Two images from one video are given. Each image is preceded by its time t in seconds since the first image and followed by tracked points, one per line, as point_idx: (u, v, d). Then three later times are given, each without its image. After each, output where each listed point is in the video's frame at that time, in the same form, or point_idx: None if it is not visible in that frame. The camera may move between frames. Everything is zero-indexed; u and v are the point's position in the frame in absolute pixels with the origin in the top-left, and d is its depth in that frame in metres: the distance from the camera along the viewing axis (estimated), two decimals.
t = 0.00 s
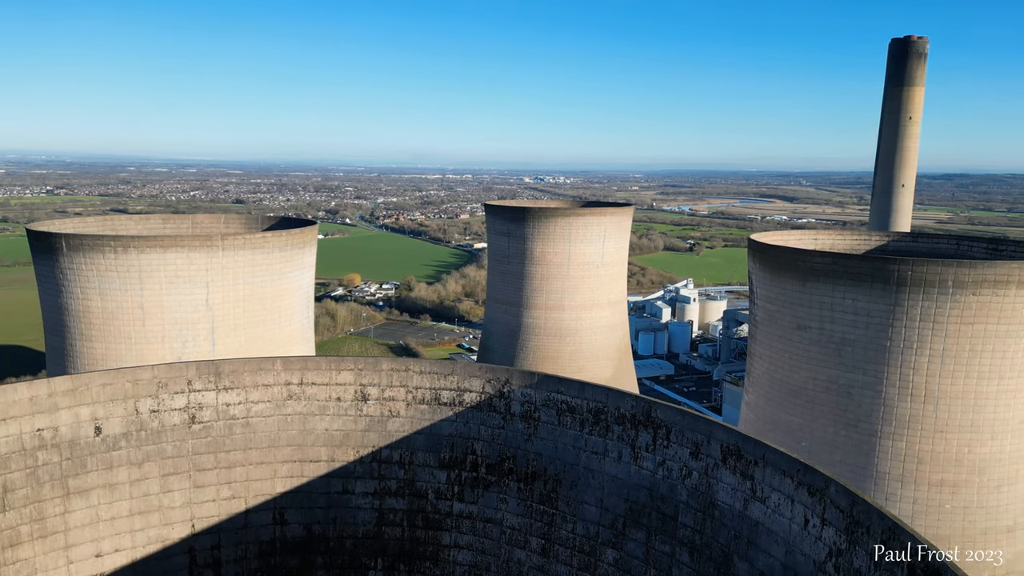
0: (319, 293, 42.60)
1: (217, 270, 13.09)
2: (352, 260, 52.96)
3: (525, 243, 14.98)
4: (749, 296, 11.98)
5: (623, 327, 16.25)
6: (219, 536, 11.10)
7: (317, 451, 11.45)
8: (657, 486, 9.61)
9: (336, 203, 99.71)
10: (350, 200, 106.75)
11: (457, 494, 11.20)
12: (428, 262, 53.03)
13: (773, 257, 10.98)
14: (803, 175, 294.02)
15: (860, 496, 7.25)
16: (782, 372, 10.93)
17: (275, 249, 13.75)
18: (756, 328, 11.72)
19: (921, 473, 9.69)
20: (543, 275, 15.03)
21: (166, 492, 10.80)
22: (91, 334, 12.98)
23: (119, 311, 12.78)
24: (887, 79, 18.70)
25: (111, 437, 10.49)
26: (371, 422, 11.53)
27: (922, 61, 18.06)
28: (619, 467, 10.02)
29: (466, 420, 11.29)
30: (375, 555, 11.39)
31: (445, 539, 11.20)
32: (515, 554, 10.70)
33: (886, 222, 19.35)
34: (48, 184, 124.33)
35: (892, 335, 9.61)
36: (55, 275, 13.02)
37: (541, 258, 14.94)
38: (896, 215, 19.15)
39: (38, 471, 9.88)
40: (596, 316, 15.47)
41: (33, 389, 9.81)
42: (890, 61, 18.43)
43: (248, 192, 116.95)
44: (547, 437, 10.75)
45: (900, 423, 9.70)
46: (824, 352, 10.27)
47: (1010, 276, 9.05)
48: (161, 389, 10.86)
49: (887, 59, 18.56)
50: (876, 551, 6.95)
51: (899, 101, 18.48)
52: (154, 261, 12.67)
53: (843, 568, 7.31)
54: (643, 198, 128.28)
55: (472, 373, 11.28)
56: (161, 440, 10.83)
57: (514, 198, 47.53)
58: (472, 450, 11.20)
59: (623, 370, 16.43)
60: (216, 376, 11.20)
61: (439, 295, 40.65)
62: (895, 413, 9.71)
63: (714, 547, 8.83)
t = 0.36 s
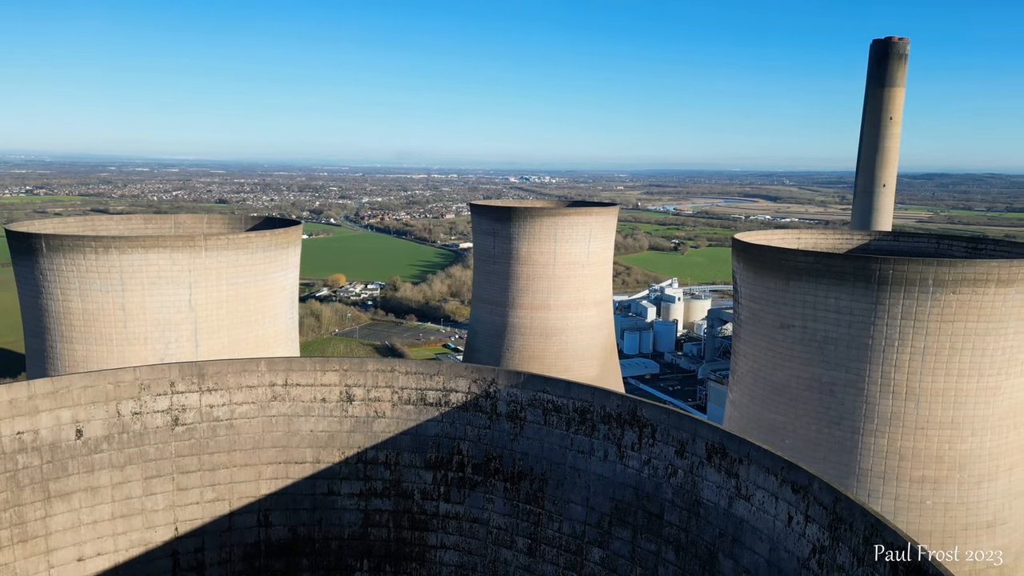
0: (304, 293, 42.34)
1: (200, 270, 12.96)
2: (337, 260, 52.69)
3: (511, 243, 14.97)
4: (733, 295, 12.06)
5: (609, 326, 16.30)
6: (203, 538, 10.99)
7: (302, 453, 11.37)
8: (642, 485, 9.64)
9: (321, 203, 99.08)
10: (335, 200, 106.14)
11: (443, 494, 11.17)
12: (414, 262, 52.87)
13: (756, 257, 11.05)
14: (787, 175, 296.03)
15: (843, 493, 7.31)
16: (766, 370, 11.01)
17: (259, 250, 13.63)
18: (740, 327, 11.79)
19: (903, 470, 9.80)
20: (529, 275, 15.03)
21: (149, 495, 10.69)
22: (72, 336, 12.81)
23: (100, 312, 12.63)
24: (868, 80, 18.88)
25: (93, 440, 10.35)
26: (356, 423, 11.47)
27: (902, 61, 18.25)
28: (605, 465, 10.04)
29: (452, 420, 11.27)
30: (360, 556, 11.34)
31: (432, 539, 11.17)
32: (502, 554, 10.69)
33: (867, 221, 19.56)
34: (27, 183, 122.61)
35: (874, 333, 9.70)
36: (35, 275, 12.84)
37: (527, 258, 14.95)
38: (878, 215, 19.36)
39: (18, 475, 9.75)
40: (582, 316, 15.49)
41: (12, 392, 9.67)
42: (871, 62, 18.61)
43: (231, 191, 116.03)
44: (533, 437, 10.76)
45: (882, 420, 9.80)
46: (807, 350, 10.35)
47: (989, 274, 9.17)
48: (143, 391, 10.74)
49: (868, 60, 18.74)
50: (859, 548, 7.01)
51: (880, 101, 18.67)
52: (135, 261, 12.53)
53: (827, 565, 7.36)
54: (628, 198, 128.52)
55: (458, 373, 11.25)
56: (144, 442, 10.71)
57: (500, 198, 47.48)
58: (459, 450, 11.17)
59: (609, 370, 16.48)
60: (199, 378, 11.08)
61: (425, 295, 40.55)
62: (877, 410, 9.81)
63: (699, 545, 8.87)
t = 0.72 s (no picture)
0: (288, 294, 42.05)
1: (182, 271, 12.83)
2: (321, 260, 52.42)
3: (496, 243, 14.96)
4: (717, 294, 12.13)
5: (594, 326, 16.33)
6: (186, 542, 10.87)
7: (287, 454, 11.29)
8: (628, 483, 9.67)
9: (305, 203, 98.40)
10: (319, 200, 105.44)
11: (429, 495, 11.14)
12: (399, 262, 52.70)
13: (740, 256, 11.12)
14: (771, 175, 297.93)
15: (826, 490, 7.37)
16: (750, 369, 11.07)
17: (242, 250, 13.51)
18: (724, 326, 11.86)
19: (884, 466, 9.90)
20: (514, 275, 15.03)
21: (131, 498, 10.56)
22: (52, 337, 12.64)
23: (80, 313, 12.46)
24: (849, 81, 19.06)
25: (73, 443, 10.22)
26: (341, 424, 11.41)
27: (883, 62, 18.45)
28: (591, 464, 10.06)
29: (438, 420, 11.24)
30: (346, 558, 11.29)
31: (418, 540, 11.13)
32: (488, 554, 10.68)
33: (849, 220, 19.74)
34: (5, 183, 120.86)
35: (856, 331, 9.80)
36: (13, 276, 12.65)
37: (512, 258, 14.94)
38: (859, 214, 19.55)
39: None
40: (568, 315, 15.52)
41: None
42: (852, 63, 18.79)
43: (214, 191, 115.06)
44: (519, 436, 10.76)
45: (864, 417, 9.90)
46: (790, 349, 10.42)
47: (968, 272, 9.29)
48: (125, 393, 10.61)
49: (849, 61, 18.92)
50: (842, 544, 7.07)
51: (861, 102, 18.86)
52: (116, 262, 12.38)
53: (810, 561, 7.42)
54: (613, 198, 128.70)
55: (444, 373, 11.23)
56: (125, 445, 10.59)
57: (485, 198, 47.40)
58: (444, 450, 11.15)
59: (594, 369, 16.51)
60: (182, 380, 10.97)
61: (410, 295, 40.42)
62: (859, 407, 9.91)
63: (684, 543, 8.91)
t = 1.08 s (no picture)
0: (273, 294, 41.78)
1: (165, 272, 12.70)
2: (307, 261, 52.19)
3: (483, 243, 14.94)
4: (703, 294, 12.19)
5: (581, 325, 16.35)
6: (171, 545, 10.76)
7: (273, 456, 11.21)
8: (615, 482, 9.70)
9: (290, 202, 97.80)
10: (304, 200, 104.80)
11: (416, 496, 11.11)
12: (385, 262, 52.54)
13: (725, 255, 11.18)
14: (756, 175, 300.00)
15: (811, 487, 7.43)
16: (735, 367, 11.14)
17: (226, 251, 13.39)
18: (710, 325, 11.91)
19: (868, 463, 10.00)
20: (501, 275, 15.02)
21: (114, 501, 10.45)
22: (33, 339, 12.49)
23: (62, 315, 12.32)
24: (832, 81, 19.23)
25: (55, 446, 10.09)
26: (328, 425, 11.34)
27: (865, 63, 18.63)
28: (578, 464, 10.07)
29: (425, 420, 11.22)
30: (333, 559, 11.23)
31: (405, 541, 11.09)
32: (475, 554, 10.66)
33: (832, 220, 19.92)
34: None
35: (839, 330, 9.88)
36: None
37: (499, 258, 14.94)
38: (843, 213, 19.73)
39: None
40: (554, 315, 15.53)
41: None
42: (835, 64, 18.95)
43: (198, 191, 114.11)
44: (506, 436, 10.76)
45: (848, 415, 9.98)
46: (775, 348, 10.50)
47: (950, 271, 9.40)
48: (108, 395, 10.50)
49: (832, 62, 19.08)
50: (827, 541, 7.13)
51: (844, 102, 19.03)
52: (98, 263, 12.24)
53: (795, 558, 7.47)
54: (600, 198, 128.94)
55: (431, 373, 11.21)
56: (109, 447, 10.47)
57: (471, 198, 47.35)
58: (432, 451, 11.13)
59: (581, 368, 16.54)
60: (166, 381, 10.85)
61: (396, 295, 40.30)
62: (843, 405, 9.99)
63: (671, 541, 8.94)
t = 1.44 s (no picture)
0: (257, 295, 41.47)
1: (147, 273, 12.55)
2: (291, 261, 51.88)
3: (468, 243, 14.92)
4: (688, 293, 12.24)
5: (566, 325, 16.37)
6: (153, 548, 10.65)
7: (257, 458, 11.13)
8: (601, 481, 9.72)
9: (274, 202, 97.07)
10: (288, 200, 104.10)
11: (402, 496, 11.07)
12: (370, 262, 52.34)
13: (709, 254, 11.24)
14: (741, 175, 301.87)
15: (794, 484, 7.48)
16: (719, 366, 11.20)
17: (209, 251, 13.26)
18: (694, 324, 11.97)
19: (850, 460, 10.09)
20: (486, 275, 15.01)
21: (95, 505, 10.32)
22: (12, 341, 12.33)
23: (41, 316, 12.17)
24: (814, 82, 19.38)
25: (35, 449, 9.96)
26: (312, 426, 11.27)
27: (846, 64, 18.81)
28: (564, 463, 10.09)
29: (410, 421, 11.18)
30: (318, 561, 11.14)
31: (391, 542, 11.04)
32: (461, 555, 10.64)
33: (815, 219, 20.08)
34: None
35: (822, 328, 9.96)
36: None
37: (484, 258, 14.92)
38: (825, 213, 19.89)
39: None
40: (540, 315, 15.53)
41: None
42: (816, 65, 19.11)
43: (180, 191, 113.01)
44: (492, 436, 10.75)
45: (831, 412, 10.07)
46: (759, 346, 10.57)
47: (930, 270, 9.52)
48: (88, 398, 10.36)
49: (813, 62, 19.24)
50: (810, 538, 7.18)
51: (826, 103, 19.19)
52: (78, 264, 12.10)
53: (779, 555, 7.52)
54: (585, 197, 129.18)
55: (416, 374, 11.18)
56: (90, 450, 10.34)
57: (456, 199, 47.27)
58: (417, 451, 11.09)
59: (567, 368, 16.56)
60: (148, 384, 10.73)
61: (381, 295, 40.14)
62: (826, 403, 10.08)
63: (656, 540, 8.97)
